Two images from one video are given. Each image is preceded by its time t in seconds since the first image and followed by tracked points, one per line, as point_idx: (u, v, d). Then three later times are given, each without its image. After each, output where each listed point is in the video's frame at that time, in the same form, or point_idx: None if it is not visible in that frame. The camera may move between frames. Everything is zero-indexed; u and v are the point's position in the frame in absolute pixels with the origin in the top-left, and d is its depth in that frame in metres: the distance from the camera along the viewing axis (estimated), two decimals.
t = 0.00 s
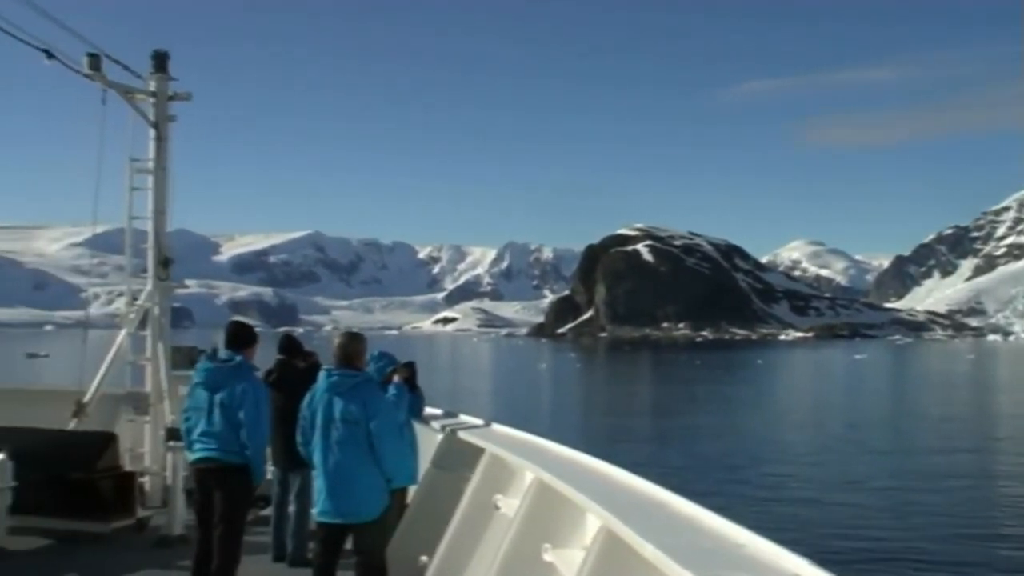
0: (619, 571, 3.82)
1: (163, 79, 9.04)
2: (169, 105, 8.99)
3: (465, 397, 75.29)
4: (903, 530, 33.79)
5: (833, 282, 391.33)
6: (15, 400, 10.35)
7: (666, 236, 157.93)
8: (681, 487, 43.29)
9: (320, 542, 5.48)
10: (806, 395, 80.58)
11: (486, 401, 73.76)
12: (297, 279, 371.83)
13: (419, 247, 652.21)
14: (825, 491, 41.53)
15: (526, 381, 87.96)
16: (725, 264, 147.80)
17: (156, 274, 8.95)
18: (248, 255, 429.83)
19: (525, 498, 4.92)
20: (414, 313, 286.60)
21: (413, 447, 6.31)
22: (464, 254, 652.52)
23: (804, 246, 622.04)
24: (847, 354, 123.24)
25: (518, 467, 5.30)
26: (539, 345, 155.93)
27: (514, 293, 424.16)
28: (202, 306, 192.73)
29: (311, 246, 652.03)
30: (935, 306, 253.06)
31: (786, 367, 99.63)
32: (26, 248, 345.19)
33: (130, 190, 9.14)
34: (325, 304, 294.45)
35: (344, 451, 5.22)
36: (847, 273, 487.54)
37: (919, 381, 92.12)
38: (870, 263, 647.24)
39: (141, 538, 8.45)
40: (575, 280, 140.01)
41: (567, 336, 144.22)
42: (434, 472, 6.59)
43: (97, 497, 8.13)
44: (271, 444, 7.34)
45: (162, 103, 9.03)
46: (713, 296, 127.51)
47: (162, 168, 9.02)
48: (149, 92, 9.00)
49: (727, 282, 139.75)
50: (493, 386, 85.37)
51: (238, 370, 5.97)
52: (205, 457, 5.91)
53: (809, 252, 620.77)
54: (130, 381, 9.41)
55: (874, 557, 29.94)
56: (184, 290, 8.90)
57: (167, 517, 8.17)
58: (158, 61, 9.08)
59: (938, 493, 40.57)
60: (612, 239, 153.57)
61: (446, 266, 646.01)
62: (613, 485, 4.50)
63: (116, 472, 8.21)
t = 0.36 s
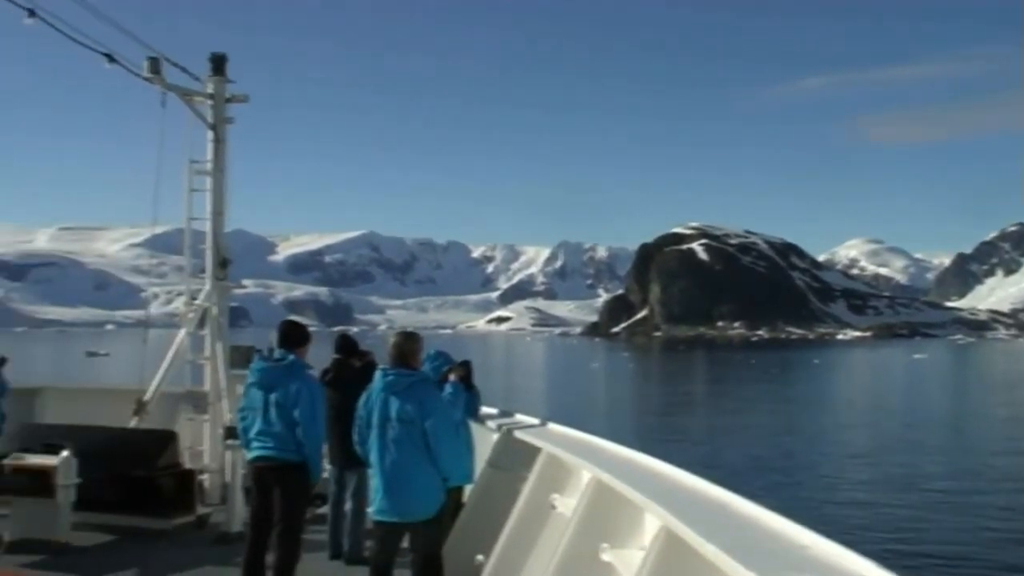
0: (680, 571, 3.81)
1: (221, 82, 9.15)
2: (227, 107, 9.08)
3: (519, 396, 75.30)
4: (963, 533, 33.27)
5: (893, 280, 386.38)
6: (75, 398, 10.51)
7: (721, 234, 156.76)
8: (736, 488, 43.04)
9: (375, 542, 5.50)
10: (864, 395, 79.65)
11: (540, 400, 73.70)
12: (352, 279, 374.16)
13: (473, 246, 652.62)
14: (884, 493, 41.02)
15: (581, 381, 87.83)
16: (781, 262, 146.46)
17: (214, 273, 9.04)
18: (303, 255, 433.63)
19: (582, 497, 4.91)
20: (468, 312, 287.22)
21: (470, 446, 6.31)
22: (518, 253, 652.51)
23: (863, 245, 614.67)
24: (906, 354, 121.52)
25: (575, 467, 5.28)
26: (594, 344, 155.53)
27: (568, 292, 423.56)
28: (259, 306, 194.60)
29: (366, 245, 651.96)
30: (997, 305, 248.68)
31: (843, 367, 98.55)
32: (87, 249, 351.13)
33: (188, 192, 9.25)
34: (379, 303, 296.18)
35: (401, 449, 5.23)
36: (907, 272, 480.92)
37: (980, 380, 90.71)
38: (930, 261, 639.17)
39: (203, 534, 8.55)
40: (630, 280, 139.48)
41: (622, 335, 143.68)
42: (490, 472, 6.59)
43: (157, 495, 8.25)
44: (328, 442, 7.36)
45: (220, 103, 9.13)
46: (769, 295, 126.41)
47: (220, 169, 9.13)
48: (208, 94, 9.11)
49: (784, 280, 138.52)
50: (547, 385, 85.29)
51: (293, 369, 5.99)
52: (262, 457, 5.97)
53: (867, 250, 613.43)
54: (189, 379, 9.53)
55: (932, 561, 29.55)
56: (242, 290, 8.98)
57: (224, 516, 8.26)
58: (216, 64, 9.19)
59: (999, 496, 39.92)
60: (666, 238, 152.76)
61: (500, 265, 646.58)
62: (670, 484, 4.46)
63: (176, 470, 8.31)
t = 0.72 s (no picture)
0: (737, 571, 3.73)
1: (271, 81, 9.20)
2: (277, 104, 9.12)
3: (568, 393, 75.28)
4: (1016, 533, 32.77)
5: (947, 276, 381.50)
6: (127, 394, 10.63)
7: (771, 230, 155.43)
8: (787, 487, 42.67)
9: (423, 541, 5.48)
10: (917, 393, 78.56)
11: (588, 397, 73.55)
12: (402, 276, 375.74)
13: (522, 244, 653.22)
14: (936, 492, 40.49)
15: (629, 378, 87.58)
16: (832, 259, 144.92)
17: (264, 272, 9.08)
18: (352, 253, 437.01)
19: (634, 493, 4.87)
20: (517, 310, 287.56)
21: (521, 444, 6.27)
22: (567, 251, 652.71)
23: (916, 241, 607.13)
24: (961, 351, 119.90)
25: (628, 464, 5.22)
26: (642, 342, 154.97)
27: (616, 289, 422.24)
28: (310, 303, 196.11)
29: (415, 244, 652.75)
30: None
31: (895, 364, 97.39)
32: (141, 247, 356.48)
33: (239, 189, 9.32)
34: (428, 301, 297.60)
35: (451, 446, 5.22)
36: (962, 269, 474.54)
37: None
38: (985, 258, 630.58)
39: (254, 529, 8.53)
40: (679, 277, 138.78)
41: (671, 332, 143.01)
42: (540, 469, 6.55)
43: (208, 491, 8.33)
44: (377, 440, 7.38)
45: (271, 102, 9.18)
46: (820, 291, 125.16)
47: (269, 168, 9.17)
48: (258, 93, 9.17)
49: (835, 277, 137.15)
50: (595, 382, 85.05)
51: (339, 366, 6.03)
52: (311, 453, 5.97)
53: (921, 247, 605.62)
54: (240, 376, 9.59)
55: (984, 560, 29.16)
56: (291, 287, 9.01)
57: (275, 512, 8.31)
58: (266, 63, 9.25)
59: None
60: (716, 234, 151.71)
61: (549, 262, 646.75)
62: (721, 479, 4.42)
63: (228, 466, 8.37)
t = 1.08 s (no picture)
0: (775, 571, 3.72)
1: (309, 81, 9.23)
2: (314, 106, 9.17)
3: (604, 393, 75.25)
4: None
5: (989, 275, 377.40)
6: (167, 393, 10.75)
7: (810, 228, 154.24)
8: (826, 488, 42.34)
9: (459, 541, 5.47)
10: (959, 393, 77.67)
11: (626, 396, 73.40)
12: (439, 275, 376.65)
13: (560, 243, 653.37)
14: (976, 493, 40.07)
15: (667, 377, 87.27)
16: (872, 257, 143.62)
17: (303, 272, 9.12)
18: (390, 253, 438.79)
19: (671, 494, 4.83)
20: (554, 309, 287.53)
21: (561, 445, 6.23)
22: (604, 250, 652.51)
23: (957, 240, 600.63)
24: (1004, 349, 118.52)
25: (668, 465, 5.15)
26: (680, 341, 154.49)
27: (654, 288, 421.10)
28: (348, 302, 197.01)
29: (453, 244, 654.20)
30: None
31: (937, 364, 96.37)
32: (182, 248, 360.37)
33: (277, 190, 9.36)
34: (466, 299, 298.45)
35: (490, 446, 5.21)
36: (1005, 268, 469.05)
37: None
38: None
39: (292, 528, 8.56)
40: (717, 275, 138.13)
41: (708, 331, 142.44)
42: (579, 469, 6.53)
43: (250, 490, 8.38)
44: (413, 439, 7.38)
45: (308, 103, 9.21)
46: (860, 290, 124.10)
47: (309, 168, 9.21)
48: (296, 93, 9.20)
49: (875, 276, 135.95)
50: (633, 381, 84.84)
51: (375, 365, 6.04)
52: (346, 452, 5.98)
53: (963, 246, 598.96)
54: (279, 374, 9.60)
55: None
56: (330, 287, 9.04)
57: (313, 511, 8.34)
58: (304, 63, 9.27)
59: None
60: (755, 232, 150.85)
61: (586, 261, 646.38)
62: (759, 481, 4.38)
63: (267, 465, 8.44)
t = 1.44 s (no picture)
0: (818, 571, 3.69)
1: (346, 83, 9.28)
2: (351, 107, 9.21)
3: (641, 392, 75.07)
4: None
5: None
6: (207, 393, 10.84)
7: (849, 226, 153.11)
8: (866, 487, 42.03)
9: (498, 540, 5.48)
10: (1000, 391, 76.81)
11: (663, 395, 73.25)
12: (476, 275, 377.46)
13: (596, 243, 653.25)
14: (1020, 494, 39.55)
15: (704, 376, 86.90)
16: (912, 254, 142.32)
17: (340, 272, 9.17)
18: (427, 253, 440.26)
19: (712, 494, 4.80)
20: (591, 308, 287.44)
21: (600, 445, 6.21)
22: (641, 249, 652.24)
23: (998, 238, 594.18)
24: None
25: (708, 466, 5.13)
26: (717, 339, 153.84)
27: (692, 287, 419.83)
28: (385, 302, 197.87)
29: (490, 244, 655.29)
30: None
31: (979, 362, 95.34)
32: (220, 249, 363.69)
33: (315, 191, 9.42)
34: (502, 298, 299.00)
35: (528, 448, 5.20)
36: None
37: None
38: None
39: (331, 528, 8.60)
40: (754, 274, 137.46)
41: (746, 330, 141.71)
42: (617, 469, 6.54)
43: (290, 490, 8.43)
44: (451, 438, 7.39)
45: (345, 104, 9.26)
46: (900, 288, 122.96)
47: (345, 168, 9.25)
48: (333, 95, 9.25)
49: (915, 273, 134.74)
50: (670, 380, 84.61)
51: (413, 364, 6.06)
52: (384, 453, 6.00)
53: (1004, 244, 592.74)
54: (317, 374, 9.64)
55: None
56: (367, 287, 9.07)
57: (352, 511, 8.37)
58: (341, 66, 9.32)
59: None
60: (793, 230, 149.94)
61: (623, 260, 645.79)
62: (800, 480, 4.34)
63: (307, 466, 8.50)
